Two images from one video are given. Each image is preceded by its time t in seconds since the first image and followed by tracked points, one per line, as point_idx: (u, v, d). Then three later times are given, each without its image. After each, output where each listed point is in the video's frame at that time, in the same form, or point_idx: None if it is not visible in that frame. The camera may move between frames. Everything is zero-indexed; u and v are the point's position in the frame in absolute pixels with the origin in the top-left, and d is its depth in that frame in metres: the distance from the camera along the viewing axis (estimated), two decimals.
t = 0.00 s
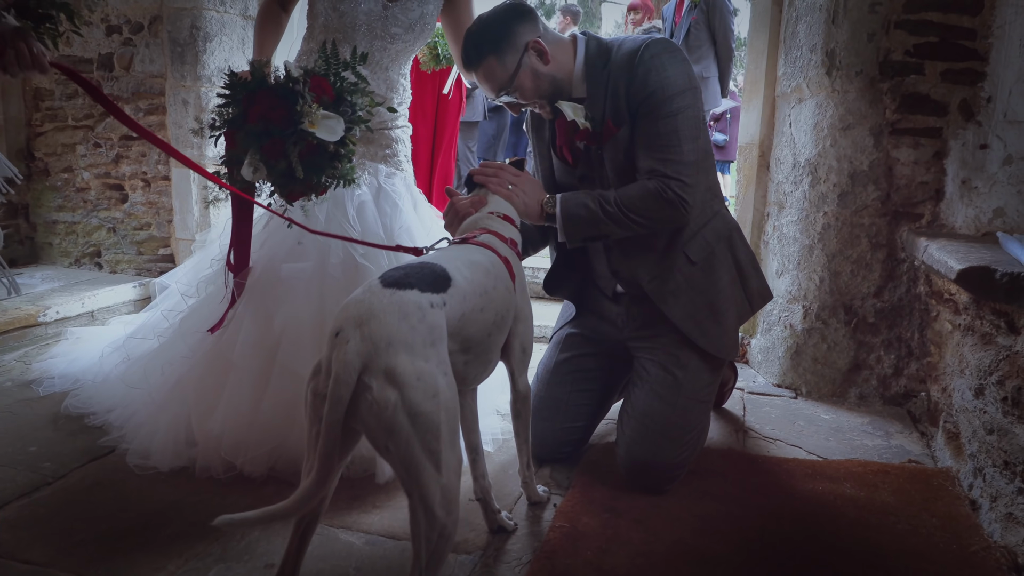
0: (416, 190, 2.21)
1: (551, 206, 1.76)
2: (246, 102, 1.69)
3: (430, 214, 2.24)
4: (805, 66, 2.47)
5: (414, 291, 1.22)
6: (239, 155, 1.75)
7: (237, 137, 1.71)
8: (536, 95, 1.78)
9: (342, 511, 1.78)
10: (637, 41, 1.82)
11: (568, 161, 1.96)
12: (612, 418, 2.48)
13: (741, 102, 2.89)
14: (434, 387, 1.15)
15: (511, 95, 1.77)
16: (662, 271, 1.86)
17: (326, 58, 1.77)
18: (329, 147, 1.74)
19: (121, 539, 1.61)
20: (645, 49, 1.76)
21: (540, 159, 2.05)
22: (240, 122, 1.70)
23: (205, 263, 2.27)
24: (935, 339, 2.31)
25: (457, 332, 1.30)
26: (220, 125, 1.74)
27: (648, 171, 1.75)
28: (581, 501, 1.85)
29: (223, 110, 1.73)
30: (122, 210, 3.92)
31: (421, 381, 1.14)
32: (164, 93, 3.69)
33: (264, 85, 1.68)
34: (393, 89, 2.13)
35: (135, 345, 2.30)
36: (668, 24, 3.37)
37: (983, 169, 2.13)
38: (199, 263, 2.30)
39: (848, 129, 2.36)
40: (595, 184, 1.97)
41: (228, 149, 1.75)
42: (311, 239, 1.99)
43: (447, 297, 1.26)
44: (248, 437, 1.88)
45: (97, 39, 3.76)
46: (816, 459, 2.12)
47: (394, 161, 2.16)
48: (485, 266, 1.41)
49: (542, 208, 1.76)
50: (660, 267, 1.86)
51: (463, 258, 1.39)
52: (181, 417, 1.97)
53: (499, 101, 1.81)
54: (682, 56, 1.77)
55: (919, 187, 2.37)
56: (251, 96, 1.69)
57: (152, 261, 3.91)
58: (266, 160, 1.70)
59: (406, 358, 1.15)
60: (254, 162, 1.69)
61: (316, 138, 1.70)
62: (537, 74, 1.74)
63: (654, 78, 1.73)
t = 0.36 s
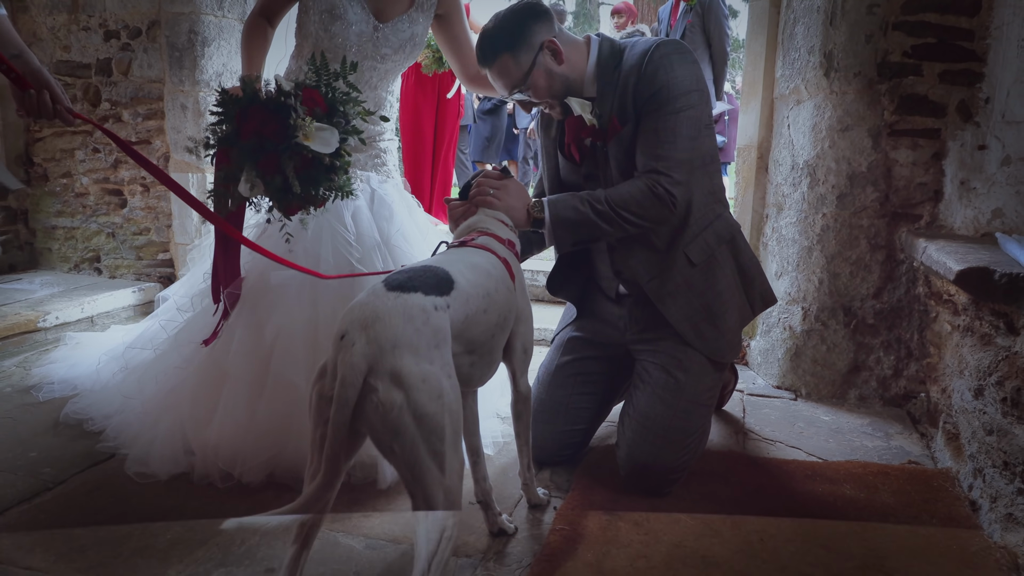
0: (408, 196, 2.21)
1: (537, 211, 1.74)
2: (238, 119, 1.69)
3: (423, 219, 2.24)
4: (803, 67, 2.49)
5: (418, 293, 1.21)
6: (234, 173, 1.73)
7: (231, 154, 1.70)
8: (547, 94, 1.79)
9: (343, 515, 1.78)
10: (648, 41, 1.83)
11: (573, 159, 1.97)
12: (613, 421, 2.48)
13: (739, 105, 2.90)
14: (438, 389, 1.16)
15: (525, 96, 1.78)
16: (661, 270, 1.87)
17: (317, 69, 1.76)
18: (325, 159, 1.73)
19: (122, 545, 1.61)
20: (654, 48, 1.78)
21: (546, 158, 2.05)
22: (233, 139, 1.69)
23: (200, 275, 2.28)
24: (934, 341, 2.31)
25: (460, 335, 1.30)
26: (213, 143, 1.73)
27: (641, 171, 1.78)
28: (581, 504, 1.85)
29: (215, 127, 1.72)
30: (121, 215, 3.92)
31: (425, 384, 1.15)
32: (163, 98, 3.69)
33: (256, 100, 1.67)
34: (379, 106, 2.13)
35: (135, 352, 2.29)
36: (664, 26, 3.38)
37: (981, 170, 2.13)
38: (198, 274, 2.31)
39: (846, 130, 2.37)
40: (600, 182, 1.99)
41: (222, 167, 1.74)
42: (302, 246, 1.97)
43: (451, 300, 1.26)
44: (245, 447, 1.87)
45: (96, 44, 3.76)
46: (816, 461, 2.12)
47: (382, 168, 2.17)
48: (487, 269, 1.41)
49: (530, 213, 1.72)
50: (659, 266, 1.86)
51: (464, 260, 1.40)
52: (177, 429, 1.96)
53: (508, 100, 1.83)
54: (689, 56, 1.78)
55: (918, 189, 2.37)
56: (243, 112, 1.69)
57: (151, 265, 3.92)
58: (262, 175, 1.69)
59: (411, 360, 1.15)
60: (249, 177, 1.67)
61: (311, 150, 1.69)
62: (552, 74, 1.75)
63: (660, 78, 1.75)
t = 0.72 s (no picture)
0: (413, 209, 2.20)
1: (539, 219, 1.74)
2: (254, 139, 1.61)
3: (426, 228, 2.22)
4: (801, 71, 2.49)
5: (419, 296, 1.22)
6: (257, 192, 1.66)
7: (251, 174, 1.63)
8: (552, 92, 1.82)
9: (342, 519, 1.79)
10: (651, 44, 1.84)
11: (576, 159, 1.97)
12: (612, 424, 2.48)
13: (738, 108, 2.90)
14: (439, 391, 1.16)
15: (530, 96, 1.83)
16: (662, 271, 1.86)
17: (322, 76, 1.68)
18: (347, 165, 1.66)
19: (121, 548, 1.61)
20: (657, 50, 1.79)
21: (551, 162, 2.06)
22: (250, 159, 1.61)
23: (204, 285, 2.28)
24: (932, 344, 2.31)
25: (459, 338, 1.31)
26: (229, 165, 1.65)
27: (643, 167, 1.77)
28: (581, 508, 1.85)
29: (229, 152, 1.63)
30: (120, 217, 3.92)
31: (427, 385, 1.15)
32: (162, 100, 3.69)
33: (268, 115, 1.60)
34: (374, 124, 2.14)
35: (133, 357, 2.29)
36: (663, 29, 3.38)
37: (979, 174, 2.14)
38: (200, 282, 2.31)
39: (844, 134, 2.38)
40: (603, 182, 1.99)
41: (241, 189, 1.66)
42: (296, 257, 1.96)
43: (451, 303, 1.26)
44: (239, 459, 1.85)
45: (95, 47, 3.76)
46: (814, 464, 2.12)
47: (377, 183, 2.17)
48: (485, 274, 1.41)
49: (532, 220, 1.72)
50: (660, 267, 1.86)
51: (461, 263, 1.40)
52: (170, 439, 1.94)
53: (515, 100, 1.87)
54: (692, 58, 1.79)
55: (916, 192, 2.38)
56: (257, 130, 1.61)
57: (151, 268, 3.92)
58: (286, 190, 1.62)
59: (413, 363, 1.15)
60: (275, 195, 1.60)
61: (333, 158, 1.62)
62: (557, 74, 1.79)
63: (660, 79, 1.75)
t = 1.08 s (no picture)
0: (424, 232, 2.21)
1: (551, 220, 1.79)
2: (274, 169, 1.58)
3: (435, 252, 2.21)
4: (798, 75, 2.51)
5: (416, 299, 1.22)
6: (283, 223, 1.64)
7: (277, 206, 1.61)
8: (544, 105, 1.84)
9: (341, 524, 1.78)
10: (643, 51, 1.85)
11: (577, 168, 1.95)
12: (611, 428, 2.48)
13: (735, 112, 2.92)
14: (437, 392, 1.16)
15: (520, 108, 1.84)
16: (666, 272, 1.87)
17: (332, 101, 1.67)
18: (370, 183, 1.64)
19: (119, 555, 1.61)
20: (651, 54, 1.80)
21: (551, 171, 2.06)
22: (273, 190, 1.59)
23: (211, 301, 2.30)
24: (931, 347, 2.31)
25: (458, 340, 1.31)
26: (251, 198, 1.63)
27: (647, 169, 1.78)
28: (580, 512, 1.85)
29: (249, 187, 1.60)
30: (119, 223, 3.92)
31: (424, 387, 1.15)
32: (162, 106, 3.70)
33: (285, 143, 1.58)
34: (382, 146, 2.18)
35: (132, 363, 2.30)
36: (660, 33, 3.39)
37: (976, 177, 2.14)
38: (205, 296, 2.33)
39: (842, 138, 2.38)
40: (605, 187, 1.98)
41: (267, 222, 1.64)
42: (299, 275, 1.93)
43: (449, 305, 1.27)
44: (228, 473, 1.82)
45: (95, 52, 3.77)
46: (813, 467, 2.12)
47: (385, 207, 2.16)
48: (485, 276, 1.42)
49: (543, 222, 1.79)
50: (664, 269, 1.87)
51: (460, 265, 1.40)
52: (163, 452, 1.93)
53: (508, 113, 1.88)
54: (684, 61, 1.80)
55: (913, 196, 2.38)
56: (276, 160, 1.59)
57: (150, 273, 3.92)
58: (314, 217, 1.60)
59: (411, 364, 1.15)
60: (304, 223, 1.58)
61: (356, 178, 1.60)
62: (546, 85, 1.80)
63: (658, 82, 1.76)
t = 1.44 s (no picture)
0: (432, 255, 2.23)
1: (535, 210, 1.74)
2: (292, 208, 1.59)
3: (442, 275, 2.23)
4: (794, 80, 2.52)
5: (422, 301, 1.23)
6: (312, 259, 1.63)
7: (303, 243, 1.61)
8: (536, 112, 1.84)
9: (338, 528, 1.79)
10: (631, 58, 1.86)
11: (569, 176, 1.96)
12: (608, 431, 2.49)
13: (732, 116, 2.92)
14: (440, 394, 1.16)
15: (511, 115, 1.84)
16: (658, 278, 1.87)
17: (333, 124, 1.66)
18: (388, 200, 1.63)
19: (116, 558, 1.61)
20: (641, 60, 1.81)
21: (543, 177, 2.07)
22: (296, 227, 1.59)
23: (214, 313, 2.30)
24: (925, 350, 2.33)
25: (459, 343, 1.31)
26: (275, 241, 1.63)
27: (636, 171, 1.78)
28: (577, 515, 1.85)
29: (270, 229, 1.61)
30: (116, 225, 3.92)
31: (428, 389, 1.15)
32: (159, 109, 3.70)
33: (297, 179, 1.59)
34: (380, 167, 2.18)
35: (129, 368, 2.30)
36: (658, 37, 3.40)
37: (971, 182, 2.16)
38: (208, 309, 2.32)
39: (838, 142, 2.39)
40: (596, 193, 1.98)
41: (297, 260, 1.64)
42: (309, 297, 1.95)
43: (453, 308, 1.27)
44: (218, 488, 1.82)
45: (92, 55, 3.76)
46: (809, 471, 2.13)
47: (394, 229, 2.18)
48: (487, 280, 1.42)
49: (526, 214, 1.74)
50: (656, 275, 1.87)
51: (463, 268, 1.41)
52: (154, 461, 1.93)
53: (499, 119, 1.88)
54: (674, 67, 1.82)
55: (908, 200, 2.40)
56: (292, 198, 1.59)
57: (147, 276, 3.92)
58: (342, 245, 1.59)
59: (416, 366, 1.16)
60: (333, 253, 1.58)
61: (373, 198, 1.60)
62: (536, 92, 1.81)
63: (648, 87, 1.77)
